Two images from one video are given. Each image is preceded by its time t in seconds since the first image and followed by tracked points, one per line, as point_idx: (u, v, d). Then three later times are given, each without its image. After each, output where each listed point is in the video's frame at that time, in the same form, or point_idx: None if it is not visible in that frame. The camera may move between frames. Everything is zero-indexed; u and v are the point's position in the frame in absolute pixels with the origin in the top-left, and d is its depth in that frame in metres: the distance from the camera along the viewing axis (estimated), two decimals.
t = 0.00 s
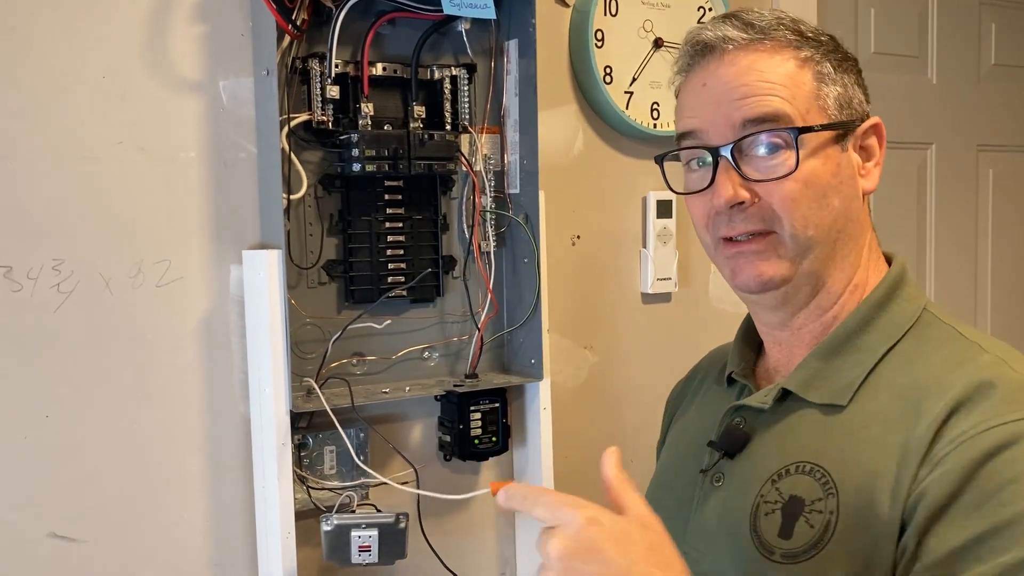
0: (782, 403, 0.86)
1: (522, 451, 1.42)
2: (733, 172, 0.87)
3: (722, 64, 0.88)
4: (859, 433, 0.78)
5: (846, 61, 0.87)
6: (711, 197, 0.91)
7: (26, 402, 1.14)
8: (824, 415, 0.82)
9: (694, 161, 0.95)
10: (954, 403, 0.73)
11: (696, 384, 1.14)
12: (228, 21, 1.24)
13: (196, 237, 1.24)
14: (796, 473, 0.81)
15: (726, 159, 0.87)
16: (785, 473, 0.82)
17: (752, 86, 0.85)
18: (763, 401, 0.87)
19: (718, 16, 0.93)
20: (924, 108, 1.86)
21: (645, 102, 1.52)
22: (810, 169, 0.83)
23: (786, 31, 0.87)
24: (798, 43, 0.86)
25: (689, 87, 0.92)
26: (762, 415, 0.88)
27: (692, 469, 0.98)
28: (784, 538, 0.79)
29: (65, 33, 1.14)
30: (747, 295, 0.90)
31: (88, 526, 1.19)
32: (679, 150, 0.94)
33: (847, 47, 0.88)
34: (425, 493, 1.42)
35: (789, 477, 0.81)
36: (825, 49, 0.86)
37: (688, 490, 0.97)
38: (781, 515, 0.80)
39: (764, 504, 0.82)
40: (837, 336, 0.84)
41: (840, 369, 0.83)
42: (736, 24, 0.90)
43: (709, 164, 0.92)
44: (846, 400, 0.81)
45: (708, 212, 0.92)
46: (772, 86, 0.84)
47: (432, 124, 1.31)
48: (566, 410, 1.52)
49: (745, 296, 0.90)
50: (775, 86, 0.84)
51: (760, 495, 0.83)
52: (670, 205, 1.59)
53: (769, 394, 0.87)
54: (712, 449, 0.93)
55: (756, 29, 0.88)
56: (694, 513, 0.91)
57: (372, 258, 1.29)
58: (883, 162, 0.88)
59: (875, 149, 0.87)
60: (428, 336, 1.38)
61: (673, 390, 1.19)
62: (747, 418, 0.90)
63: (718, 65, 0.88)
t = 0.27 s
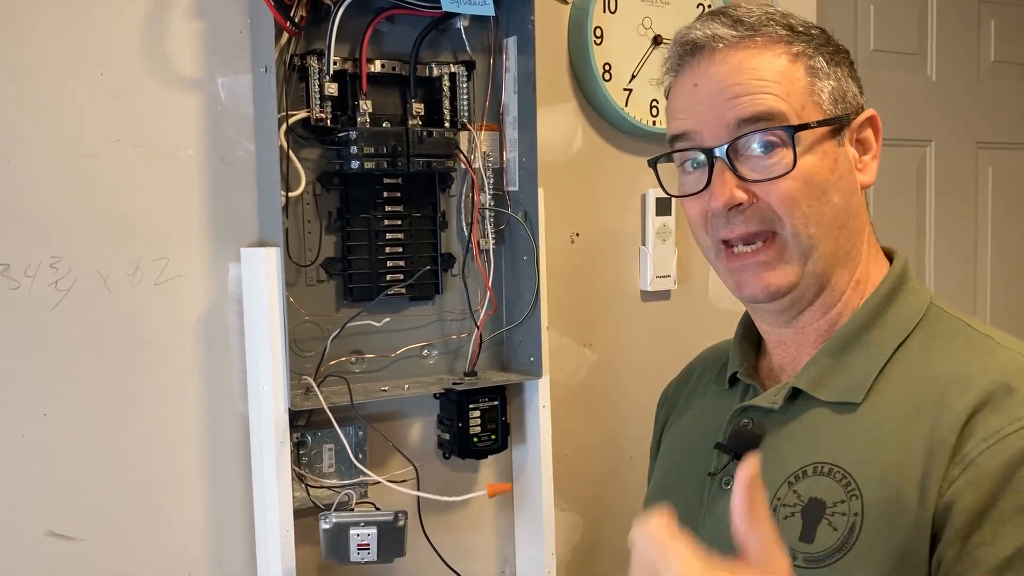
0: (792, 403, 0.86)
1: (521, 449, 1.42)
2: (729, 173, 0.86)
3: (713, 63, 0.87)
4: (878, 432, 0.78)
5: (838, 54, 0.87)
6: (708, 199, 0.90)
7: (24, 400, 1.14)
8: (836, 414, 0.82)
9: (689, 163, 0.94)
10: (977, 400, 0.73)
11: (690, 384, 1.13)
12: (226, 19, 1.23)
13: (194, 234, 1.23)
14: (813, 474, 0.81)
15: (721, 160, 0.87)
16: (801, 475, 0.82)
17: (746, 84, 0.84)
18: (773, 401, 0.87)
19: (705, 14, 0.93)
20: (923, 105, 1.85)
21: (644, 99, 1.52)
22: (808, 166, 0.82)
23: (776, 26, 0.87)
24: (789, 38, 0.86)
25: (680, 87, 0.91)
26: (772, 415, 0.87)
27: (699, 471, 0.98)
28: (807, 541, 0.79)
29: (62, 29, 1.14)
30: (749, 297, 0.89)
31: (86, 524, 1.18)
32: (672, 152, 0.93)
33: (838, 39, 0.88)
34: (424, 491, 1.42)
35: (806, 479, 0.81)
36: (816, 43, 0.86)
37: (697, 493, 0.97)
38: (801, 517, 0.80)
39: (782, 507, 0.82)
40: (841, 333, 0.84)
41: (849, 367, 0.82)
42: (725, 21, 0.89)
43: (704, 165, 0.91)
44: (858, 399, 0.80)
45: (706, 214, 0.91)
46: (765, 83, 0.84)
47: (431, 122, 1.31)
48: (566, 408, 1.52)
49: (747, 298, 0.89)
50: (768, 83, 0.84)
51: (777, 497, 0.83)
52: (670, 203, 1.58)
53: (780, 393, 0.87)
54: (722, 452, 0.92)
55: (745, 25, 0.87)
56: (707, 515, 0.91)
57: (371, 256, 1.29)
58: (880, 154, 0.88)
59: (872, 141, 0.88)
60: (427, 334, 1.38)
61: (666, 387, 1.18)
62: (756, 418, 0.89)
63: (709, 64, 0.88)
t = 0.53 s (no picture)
0: (794, 405, 0.85)
1: (519, 449, 1.42)
2: (729, 168, 0.85)
3: (713, 58, 0.87)
4: (882, 436, 0.77)
5: (840, 50, 0.87)
6: (707, 195, 0.89)
7: (21, 401, 1.13)
8: (840, 416, 0.81)
9: (689, 158, 0.93)
10: (984, 405, 0.73)
11: (688, 388, 1.12)
12: (223, 17, 1.23)
13: (191, 233, 1.23)
14: (818, 478, 0.80)
15: (721, 155, 0.86)
16: (806, 478, 0.81)
17: (745, 79, 0.84)
18: (775, 403, 0.86)
19: (707, 9, 0.93)
20: (921, 103, 1.85)
21: (642, 98, 1.52)
22: (809, 162, 0.82)
23: (777, 22, 0.87)
24: (790, 33, 0.85)
25: (681, 82, 0.91)
26: (773, 418, 0.87)
27: (700, 476, 0.97)
28: (813, 546, 0.78)
29: (59, 28, 1.13)
30: (748, 294, 0.88)
31: (83, 524, 1.18)
32: (672, 147, 0.93)
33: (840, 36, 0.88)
34: (422, 491, 1.42)
35: (811, 483, 0.80)
36: (817, 39, 0.85)
37: (699, 499, 0.95)
38: (806, 522, 0.79)
39: (786, 511, 0.81)
40: (845, 334, 0.83)
41: (851, 367, 0.82)
42: (726, 15, 0.89)
43: (704, 161, 0.91)
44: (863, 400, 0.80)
45: (705, 211, 0.89)
46: (766, 78, 0.83)
47: (429, 120, 1.30)
48: (564, 407, 1.52)
49: (746, 296, 0.88)
50: (769, 77, 0.83)
51: (781, 501, 0.82)
52: (668, 201, 1.58)
53: (782, 395, 0.86)
54: (723, 454, 0.92)
55: (746, 20, 0.87)
56: (708, 520, 0.90)
57: (369, 254, 1.28)
58: (882, 151, 0.87)
59: (874, 139, 0.87)
60: (425, 333, 1.38)
61: (666, 389, 1.17)
62: (757, 420, 0.89)
63: (710, 59, 0.87)
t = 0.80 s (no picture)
0: (795, 404, 0.85)
1: (519, 447, 1.42)
2: (732, 170, 0.85)
3: (715, 58, 0.87)
4: (883, 435, 0.77)
5: (841, 47, 0.86)
6: (709, 196, 0.88)
7: (20, 400, 1.13)
8: (841, 417, 0.81)
9: (690, 159, 0.93)
10: (984, 401, 0.73)
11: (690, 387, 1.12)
12: (222, 15, 1.23)
13: (190, 231, 1.23)
14: (820, 479, 0.80)
15: (724, 156, 0.85)
16: (808, 479, 0.81)
17: (748, 79, 0.84)
18: (776, 403, 0.86)
19: (707, 7, 0.92)
20: (920, 102, 1.85)
21: (642, 96, 1.52)
22: (812, 164, 0.81)
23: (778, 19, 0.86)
24: (792, 31, 0.85)
25: (682, 82, 0.90)
26: (775, 418, 0.87)
27: (702, 476, 0.97)
28: (815, 547, 0.78)
29: (57, 26, 1.13)
30: (751, 295, 0.88)
31: (83, 524, 1.18)
32: (673, 149, 0.93)
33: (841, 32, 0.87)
34: (422, 490, 1.41)
35: (813, 485, 0.80)
36: (819, 36, 0.85)
37: (701, 500, 0.95)
38: (808, 523, 0.79)
39: (789, 512, 0.81)
40: (845, 332, 0.83)
41: (852, 366, 0.82)
42: (727, 14, 0.88)
43: (705, 160, 0.91)
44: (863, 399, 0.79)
45: (707, 212, 0.89)
46: (769, 78, 0.83)
47: (428, 119, 1.30)
48: (564, 405, 1.52)
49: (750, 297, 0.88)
50: (771, 77, 0.83)
51: (783, 502, 0.82)
52: (667, 200, 1.58)
53: (783, 395, 0.86)
54: (724, 454, 0.92)
55: (747, 18, 0.87)
56: (711, 522, 0.90)
57: (368, 253, 1.28)
58: (884, 148, 0.87)
59: (876, 136, 0.87)
60: (425, 332, 1.38)
61: (667, 390, 1.17)
62: (760, 420, 0.89)
63: (711, 58, 0.87)
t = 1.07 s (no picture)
0: (794, 405, 0.85)
1: (517, 446, 1.42)
2: (734, 167, 0.84)
3: (721, 53, 0.86)
4: (881, 436, 0.77)
5: (850, 45, 0.85)
6: (710, 193, 0.88)
7: (19, 398, 1.13)
8: (839, 418, 0.81)
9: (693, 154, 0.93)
10: (982, 401, 0.73)
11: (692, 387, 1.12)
12: (220, 14, 1.22)
13: (188, 231, 1.22)
14: (818, 480, 0.80)
15: (727, 153, 0.85)
16: (806, 480, 0.81)
17: (754, 76, 0.83)
18: (775, 404, 0.86)
19: None
20: (919, 101, 1.85)
21: (640, 95, 1.52)
22: (816, 163, 0.81)
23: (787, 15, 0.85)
24: (800, 28, 0.84)
25: (686, 75, 0.90)
26: (773, 418, 0.87)
27: (702, 477, 0.97)
28: (813, 549, 0.78)
29: (55, 25, 1.13)
30: (749, 293, 0.88)
31: (80, 523, 1.18)
32: (676, 142, 0.92)
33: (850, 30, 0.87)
34: (421, 489, 1.41)
35: (811, 486, 0.80)
36: (828, 34, 0.84)
37: (700, 500, 0.95)
38: (807, 524, 0.79)
39: (787, 513, 0.81)
40: (845, 333, 0.83)
41: (852, 366, 0.82)
42: (735, 8, 0.87)
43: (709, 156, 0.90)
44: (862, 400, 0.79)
45: (707, 208, 0.89)
46: (775, 75, 0.82)
47: (427, 118, 1.30)
48: (563, 405, 1.52)
49: (748, 295, 0.88)
50: (777, 75, 0.82)
51: (782, 503, 0.82)
52: (666, 199, 1.58)
53: (781, 396, 0.86)
54: (722, 454, 0.92)
55: (756, 13, 0.86)
56: (709, 523, 0.90)
57: (366, 252, 1.28)
58: (887, 149, 0.87)
59: (879, 136, 0.87)
60: (423, 331, 1.37)
61: (668, 390, 1.17)
62: (758, 420, 0.88)
63: (718, 53, 0.86)
